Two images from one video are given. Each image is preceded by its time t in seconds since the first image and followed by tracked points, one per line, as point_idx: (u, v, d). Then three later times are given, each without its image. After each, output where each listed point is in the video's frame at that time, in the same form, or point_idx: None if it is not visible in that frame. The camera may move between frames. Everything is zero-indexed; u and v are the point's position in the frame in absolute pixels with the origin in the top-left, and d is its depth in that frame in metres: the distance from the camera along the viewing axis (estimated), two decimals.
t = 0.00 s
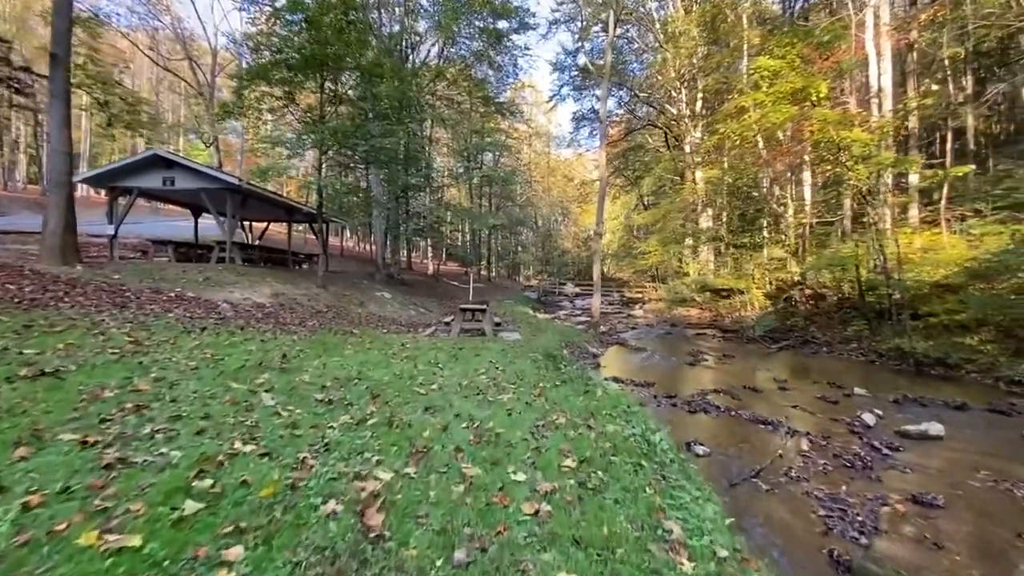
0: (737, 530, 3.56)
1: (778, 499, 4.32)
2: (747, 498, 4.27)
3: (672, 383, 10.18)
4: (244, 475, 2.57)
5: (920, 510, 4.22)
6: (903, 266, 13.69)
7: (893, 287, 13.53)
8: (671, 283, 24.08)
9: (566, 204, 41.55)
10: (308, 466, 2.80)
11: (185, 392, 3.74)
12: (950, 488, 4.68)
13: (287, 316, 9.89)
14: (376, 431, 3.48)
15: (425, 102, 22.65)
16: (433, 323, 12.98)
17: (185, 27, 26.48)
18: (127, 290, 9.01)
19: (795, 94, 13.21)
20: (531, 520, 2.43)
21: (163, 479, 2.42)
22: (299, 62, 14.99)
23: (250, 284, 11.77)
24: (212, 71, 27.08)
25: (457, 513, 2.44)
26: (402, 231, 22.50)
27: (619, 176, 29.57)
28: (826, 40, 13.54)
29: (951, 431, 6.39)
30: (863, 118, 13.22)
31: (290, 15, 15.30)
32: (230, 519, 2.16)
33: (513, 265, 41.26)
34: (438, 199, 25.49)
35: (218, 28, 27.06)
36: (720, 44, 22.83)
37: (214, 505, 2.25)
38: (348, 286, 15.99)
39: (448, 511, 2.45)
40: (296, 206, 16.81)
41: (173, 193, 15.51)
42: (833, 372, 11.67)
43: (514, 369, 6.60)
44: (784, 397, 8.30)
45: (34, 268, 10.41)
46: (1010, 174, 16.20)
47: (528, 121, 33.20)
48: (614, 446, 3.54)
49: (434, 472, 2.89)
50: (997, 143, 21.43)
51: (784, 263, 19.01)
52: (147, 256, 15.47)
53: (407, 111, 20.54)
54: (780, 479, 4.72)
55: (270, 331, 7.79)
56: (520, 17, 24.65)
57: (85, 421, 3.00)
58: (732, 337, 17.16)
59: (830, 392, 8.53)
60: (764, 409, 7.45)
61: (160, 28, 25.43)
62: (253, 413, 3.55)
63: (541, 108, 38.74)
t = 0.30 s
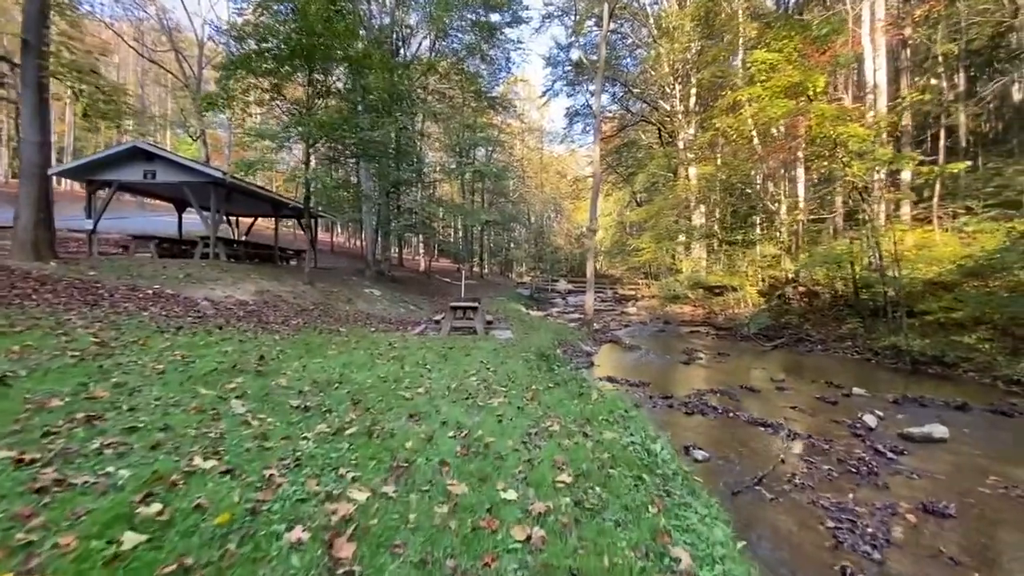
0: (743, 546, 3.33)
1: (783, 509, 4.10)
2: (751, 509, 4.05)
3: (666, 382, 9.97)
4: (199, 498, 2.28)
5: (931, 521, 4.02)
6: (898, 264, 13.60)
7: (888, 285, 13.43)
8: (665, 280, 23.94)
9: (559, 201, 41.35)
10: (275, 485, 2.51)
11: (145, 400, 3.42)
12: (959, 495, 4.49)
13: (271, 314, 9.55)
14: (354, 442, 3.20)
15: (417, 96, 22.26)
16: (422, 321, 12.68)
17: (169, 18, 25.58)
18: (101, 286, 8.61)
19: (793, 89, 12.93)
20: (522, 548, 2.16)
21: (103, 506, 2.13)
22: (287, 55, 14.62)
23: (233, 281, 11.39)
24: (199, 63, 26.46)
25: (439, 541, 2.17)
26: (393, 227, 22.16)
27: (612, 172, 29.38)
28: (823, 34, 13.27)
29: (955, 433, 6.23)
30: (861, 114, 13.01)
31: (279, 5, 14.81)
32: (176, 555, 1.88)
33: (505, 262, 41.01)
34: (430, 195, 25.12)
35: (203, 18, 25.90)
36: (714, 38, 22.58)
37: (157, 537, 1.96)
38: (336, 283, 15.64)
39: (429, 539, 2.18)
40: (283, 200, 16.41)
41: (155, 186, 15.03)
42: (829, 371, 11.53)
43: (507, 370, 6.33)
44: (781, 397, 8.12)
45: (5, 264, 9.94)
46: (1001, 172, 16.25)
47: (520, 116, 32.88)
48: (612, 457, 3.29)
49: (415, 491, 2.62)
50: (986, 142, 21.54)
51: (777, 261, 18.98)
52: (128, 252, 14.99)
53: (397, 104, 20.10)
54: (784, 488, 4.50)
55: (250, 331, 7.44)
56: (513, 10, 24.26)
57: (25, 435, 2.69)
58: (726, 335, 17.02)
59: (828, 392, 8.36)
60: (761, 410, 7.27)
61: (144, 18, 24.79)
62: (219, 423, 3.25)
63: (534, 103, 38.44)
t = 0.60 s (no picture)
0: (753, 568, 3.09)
1: (792, 523, 3.86)
2: (759, 523, 3.80)
3: (663, 383, 9.72)
4: (144, 534, 2.00)
5: (947, 535, 3.81)
6: (894, 262, 13.49)
7: (885, 284, 13.31)
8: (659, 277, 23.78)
9: (552, 198, 41.11)
10: (235, 513, 2.23)
11: (100, 413, 3.12)
12: (973, 506, 4.29)
13: (255, 314, 9.21)
14: (330, 459, 2.92)
15: (409, 91, 21.91)
16: (413, 320, 12.37)
17: (157, 10, 24.93)
18: (75, 285, 8.22)
19: (791, 83, 12.68)
20: None
21: (28, 546, 1.84)
22: (278, 46, 14.28)
23: (217, 279, 11.02)
24: (186, 56, 25.90)
25: None
26: (384, 224, 21.79)
27: (606, 169, 29.17)
28: (823, 27, 13.00)
29: (961, 437, 6.05)
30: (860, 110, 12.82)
31: None
32: None
33: (498, 260, 40.67)
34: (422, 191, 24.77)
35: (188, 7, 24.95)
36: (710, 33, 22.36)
37: None
38: (326, 281, 15.30)
39: None
40: (270, 196, 16.00)
41: (138, 180, 14.57)
42: (827, 370, 11.36)
43: (500, 373, 6.06)
44: (781, 398, 7.92)
45: None
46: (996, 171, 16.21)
47: (514, 112, 32.57)
48: (613, 473, 3.03)
49: (395, 518, 2.34)
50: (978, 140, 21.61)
51: (772, 258, 18.84)
52: (109, 248, 14.53)
53: (388, 98, 19.71)
54: (792, 499, 4.27)
55: (231, 332, 7.10)
56: (507, 4, 23.93)
57: None
58: (721, 333, 16.86)
59: (828, 394, 8.17)
60: (762, 413, 7.07)
61: (130, 9, 24.22)
62: (182, 437, 2.96)
63: (527, 99, 38.15)
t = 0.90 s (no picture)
0: None
1: (805, 537, 3.63)
2: (771, 537, 3.56)
3: (662, 383, 9.48)
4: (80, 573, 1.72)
5: (969, 549, 3.59)
6: (893, 260, 13.37)
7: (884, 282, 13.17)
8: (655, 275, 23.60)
9: (547, 195, 40.89)
10: (192, 544, 1.96)
11: (51, 426, 2.82)
12: (993, 516, 4.07)
13: (240, 312, 8.88)
14: (307, 476, 2.64)
15: (403, 86, 21.58)
16: (405, 319, 12.07)
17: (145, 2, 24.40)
18: (51, 283, 7.87)
19: (792, 78, 12.46)
20: None
21: None
22: (271, 37, 13.94)
23: (202, 277, 10.68)
24: (175, 50, 25.41)
25: None
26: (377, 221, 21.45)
27: (601, 166, 28.99)
28: (824, 21, 12.70)
29: (972, 441, 5.84)
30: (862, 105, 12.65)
31: None
32: None
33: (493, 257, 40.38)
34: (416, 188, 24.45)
35: None
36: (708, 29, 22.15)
37: None
38: (316, 278, 14.98)
39: None
40: (259, 191, 15.62)
41: (122, 175, 14.16)
42: (827, 370, 11.17)
43: (494, 375, 5.79)
44: (783, 399, 7.71)
45: None
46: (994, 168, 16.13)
47: (509, 108, 32.27)
48: (618, 488, 2.77)
49: (376, 547, 2.07)
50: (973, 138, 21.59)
51: (769, 256, 18.68)
52: (92, 245, 14.12)
53: (380, 93, 19.35)
54: (804, 509, 4.03)
55: (213, 332, 6.79)
56: None
57: None
58: (718, 331, 16.68)
59: (831, 394, 7.98)
60: (765, 415, 6.85)
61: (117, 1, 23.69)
62: (142, 452, 2.67)
63: (523, 96, 37.86)
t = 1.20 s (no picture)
0: None
1: (824, 555, 3.40)
2: (788, 557, 3.33)
3: (663, 386, 9.24)
4: None
5: (997, 568, 3.37)
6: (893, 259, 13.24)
7: (885, 281, 13.02)
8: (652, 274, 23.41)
9: (543, 193, 40.66)
10: None
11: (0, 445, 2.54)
12: (1018, 531, 3.86)
13: (227, 313, 8.57)
14: (284, 501, 2.38)
15: (397, 82, 21.26)
16: (399, 319, 11.79)
17: None
18: (27, 282, 7.53)
19: (794, 73, 12.22)
20: None
21: None
22: (262, 33, 13.51)
23: (189, 276, 10.33)
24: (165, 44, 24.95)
25: None
26: (371, 219, 21.12)
27: (598, 165, 28.76)
28: (827, 15, 12.28)
29: (986, 447, 5.64)
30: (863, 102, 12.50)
31: None
32: None
33: (489, 255, 40.08)
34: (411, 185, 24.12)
35: None
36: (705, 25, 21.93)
37: None
38: (308, 277, 14.67)
39: None
40: (249, 188, 15.25)
41: (107, 171, 13.76)
42: (829, 371, 10.98)
43: (493, 379, 5.54)
44: (788, 403, 7.51)
45: None
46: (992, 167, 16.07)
47: (505, 105, 31.95)
48: (629, 513, 2.52)
49: None
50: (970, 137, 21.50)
51: (767, 255, 18.54)
52: (76, 243, 13.71)
53: (373, 88, 19.02)
54: (819, 524, 3.81)
55: (195, 334, 6.49)
56: None
57: None
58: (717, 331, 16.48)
59: (837, 397, 7.78)
60: (771, 419, 6.63)
61: None
62: (99, 476, 2.40)
63: (519, 93, 37.57)
